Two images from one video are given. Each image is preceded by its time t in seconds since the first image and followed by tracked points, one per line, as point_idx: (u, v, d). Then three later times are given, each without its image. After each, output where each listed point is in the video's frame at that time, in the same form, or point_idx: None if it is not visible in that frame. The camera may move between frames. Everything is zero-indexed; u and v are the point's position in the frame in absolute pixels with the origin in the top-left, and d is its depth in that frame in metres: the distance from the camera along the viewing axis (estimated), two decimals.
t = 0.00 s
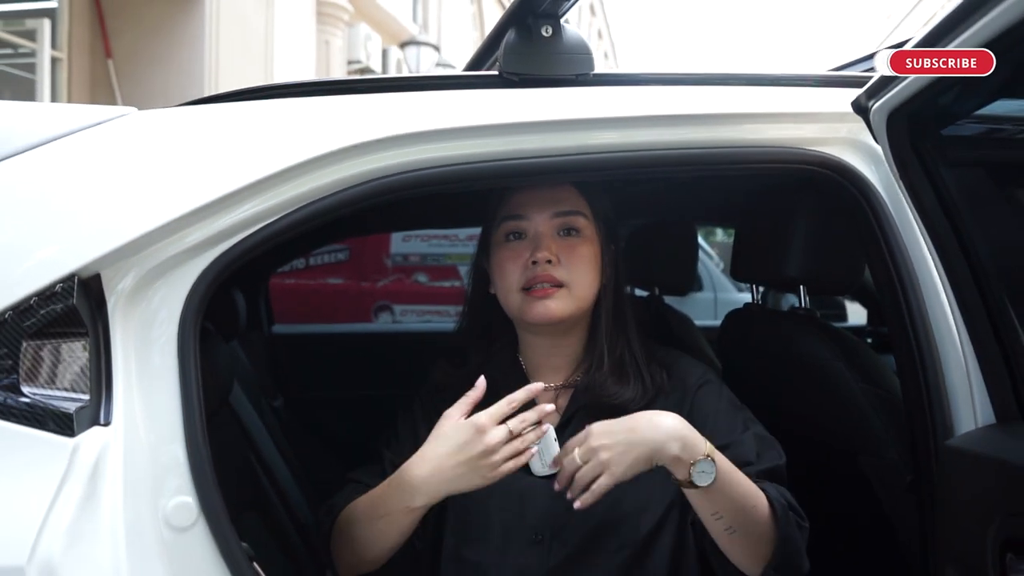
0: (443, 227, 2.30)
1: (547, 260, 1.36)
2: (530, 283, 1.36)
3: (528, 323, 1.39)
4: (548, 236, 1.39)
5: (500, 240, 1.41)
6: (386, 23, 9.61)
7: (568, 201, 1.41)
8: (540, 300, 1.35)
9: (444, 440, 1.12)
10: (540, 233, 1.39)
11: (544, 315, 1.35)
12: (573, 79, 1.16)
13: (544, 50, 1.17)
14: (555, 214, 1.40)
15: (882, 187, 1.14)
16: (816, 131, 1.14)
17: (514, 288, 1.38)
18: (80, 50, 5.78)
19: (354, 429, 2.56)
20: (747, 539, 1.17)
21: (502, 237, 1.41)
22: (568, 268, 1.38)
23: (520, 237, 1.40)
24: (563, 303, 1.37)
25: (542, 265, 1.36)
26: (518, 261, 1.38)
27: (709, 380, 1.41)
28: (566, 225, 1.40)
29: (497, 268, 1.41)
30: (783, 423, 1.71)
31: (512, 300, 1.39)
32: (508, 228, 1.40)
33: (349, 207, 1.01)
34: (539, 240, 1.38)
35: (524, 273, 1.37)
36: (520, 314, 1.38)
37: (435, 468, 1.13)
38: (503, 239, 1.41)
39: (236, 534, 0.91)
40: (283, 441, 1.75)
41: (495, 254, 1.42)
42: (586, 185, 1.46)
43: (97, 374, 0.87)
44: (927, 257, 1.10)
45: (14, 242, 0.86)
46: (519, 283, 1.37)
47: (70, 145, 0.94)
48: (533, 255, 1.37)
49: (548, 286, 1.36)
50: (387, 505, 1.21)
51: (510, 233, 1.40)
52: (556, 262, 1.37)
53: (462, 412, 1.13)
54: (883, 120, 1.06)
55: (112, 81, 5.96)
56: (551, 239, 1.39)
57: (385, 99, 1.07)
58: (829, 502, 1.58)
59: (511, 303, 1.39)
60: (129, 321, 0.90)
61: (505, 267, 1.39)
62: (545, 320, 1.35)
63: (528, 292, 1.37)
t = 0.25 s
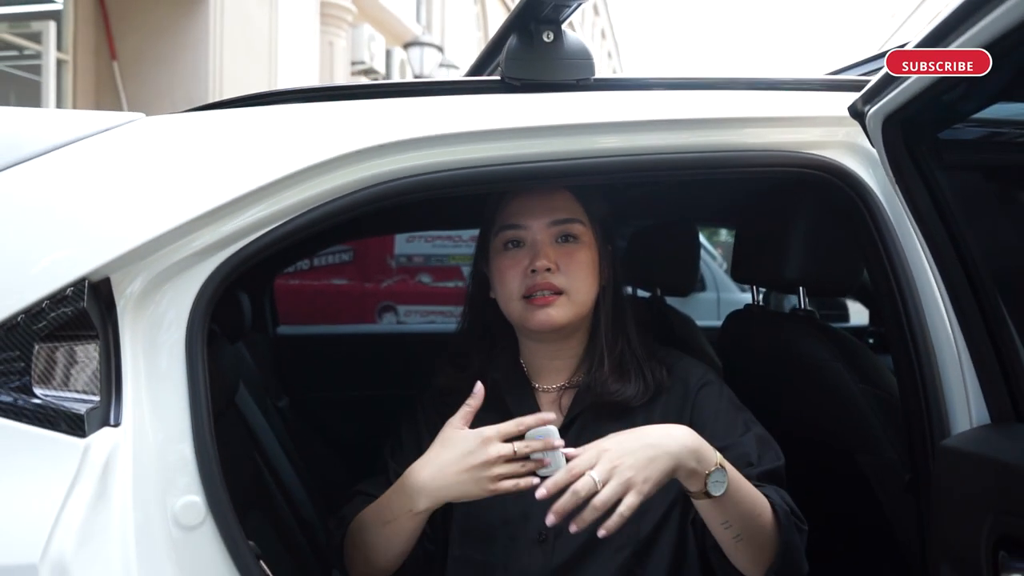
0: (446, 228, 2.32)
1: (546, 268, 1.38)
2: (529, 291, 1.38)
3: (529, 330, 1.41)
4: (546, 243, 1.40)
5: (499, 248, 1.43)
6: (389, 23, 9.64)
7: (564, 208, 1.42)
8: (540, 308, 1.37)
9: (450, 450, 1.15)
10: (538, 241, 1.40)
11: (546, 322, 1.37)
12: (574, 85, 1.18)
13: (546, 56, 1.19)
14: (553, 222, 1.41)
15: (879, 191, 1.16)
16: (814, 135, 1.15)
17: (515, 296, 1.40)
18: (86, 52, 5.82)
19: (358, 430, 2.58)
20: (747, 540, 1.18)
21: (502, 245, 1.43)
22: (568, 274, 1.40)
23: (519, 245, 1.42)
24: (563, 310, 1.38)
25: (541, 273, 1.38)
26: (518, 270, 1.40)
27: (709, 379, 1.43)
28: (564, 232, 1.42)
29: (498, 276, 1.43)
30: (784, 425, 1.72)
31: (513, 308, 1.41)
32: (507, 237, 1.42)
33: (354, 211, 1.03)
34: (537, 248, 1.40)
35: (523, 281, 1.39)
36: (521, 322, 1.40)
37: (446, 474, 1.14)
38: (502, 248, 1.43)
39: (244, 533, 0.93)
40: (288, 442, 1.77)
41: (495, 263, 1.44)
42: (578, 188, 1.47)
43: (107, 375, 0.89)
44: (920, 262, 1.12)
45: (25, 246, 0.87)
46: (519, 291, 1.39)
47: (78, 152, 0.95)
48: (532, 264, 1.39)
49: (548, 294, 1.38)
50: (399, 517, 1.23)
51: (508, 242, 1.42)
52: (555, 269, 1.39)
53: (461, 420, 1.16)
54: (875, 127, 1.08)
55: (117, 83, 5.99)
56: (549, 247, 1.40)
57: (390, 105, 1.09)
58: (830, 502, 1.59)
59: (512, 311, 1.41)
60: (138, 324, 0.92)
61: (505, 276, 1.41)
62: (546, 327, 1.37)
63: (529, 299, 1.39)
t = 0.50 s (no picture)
0: (448, 229, 2.33)
1: (543, 272, 1.39)
2: (526, 294, 1.39)
3: (527, 332, 1.42)
4: (542, 247, 1.42)
5: (497, 251, 1.45)
6: (392, 23, 9.67)
7: (560, 212, 1.44)
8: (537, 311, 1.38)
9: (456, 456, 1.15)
10: (535, 245, 1.42)
11: (543, 325, 1.38)
12: (574, 88, 1.20)
13: (545, 60, 1.20)
14: (550, 226, 1.43)
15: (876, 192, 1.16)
16: (811, 138, 1.16)
17: (512, 300, 1.41)
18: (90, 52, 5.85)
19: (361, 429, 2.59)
20: (740, 550, 1.19)
21: (499, 250, 1.44)
22: (564, 277, 1.41)
23: (516, 249, 1.43)
24: (560, 313, 1.39)
25: (537, 276, 1.39)
26: (514, 274, 1.41)
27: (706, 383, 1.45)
28: (561, 236, 1.43)
29: (495, 280, 1.45)
30: (784, 426, 1.74)
31: (511, 311, 1.42)
32: (504, 241, 1.44)
33: (355, 213, 1.04)
34: (534, 252, 1.41)
35: (520, 285, 1.40)
36: (518, 324, 1.41)
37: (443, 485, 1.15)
38: (499, 251, 1.45)
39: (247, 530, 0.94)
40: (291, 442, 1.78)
41: (493, 267, 1.45)
42: (575, 192, 1.50)
43: (113, 375, 0.90)
44: (915, 264, 1.13)
45: (31, 248, 0.88)
46: (516, 295, 1.40)
47: (88, 154, 0.97)
48: (529, 268, 1.40)
49: (545, 297, 1.39)
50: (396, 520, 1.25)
51: (505, 246, 1.44)
52: (552, 273, 1.40)
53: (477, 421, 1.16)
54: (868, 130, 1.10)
55: (121, 83, 6.01)
56: (545, 251, 1.42)
57: (391, 108, 1.10)
58: (830, 503, 1.61)
59: (509, 314, 1.42)
60: (142, 325, 0.93)
61: (502, 280, 1.42)
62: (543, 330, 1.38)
63: (525, 303, 1.39)
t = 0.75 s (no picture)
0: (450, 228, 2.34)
1: (536, 262, 1.40)
2: (520, 285, 1.41)
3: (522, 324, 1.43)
4: (537, 239, 1.43)
5: (493, 245, 1.46)
6: (395, 22, 9.68)
7: (554, 206, 1.45)
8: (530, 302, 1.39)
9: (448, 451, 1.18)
10: (530, 237, 1.43)
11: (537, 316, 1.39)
12: (573, 90, 1.20)
13: (545, 62, 1.21)
14: (544, 218, 1.44)
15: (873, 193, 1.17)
16: (809, 139, 1.17)
17: (507, 292, 1.42)
18: (93, 51, 5.87)
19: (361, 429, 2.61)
20: (717, 553, 1.21)
21: (495, 241, 1.46)
22: (558, 268, 1.42)
23: (512, 242, 1.45)
24: (553, 304, 1.40)
25: (531, 267, 1.40)
26: (509, 265, 1.43)
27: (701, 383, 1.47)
28: (555, 229, 1.44)
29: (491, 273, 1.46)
30: (784, 425, 1.75)
31: (505, 303, 1.43)
32: (500, 233, 1.45)
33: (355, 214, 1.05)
34: (529, 243, 1.42)
35: (514, 276, 1.41)
36: (513, 317, 1.42)
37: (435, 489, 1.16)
38: (495, 245, 1.46)
39: (247, 529, 0.95)
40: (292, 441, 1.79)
41: (488, 258, 1.47)
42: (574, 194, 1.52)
43: (116, 374, 0.91)
44: (910, 265, 1.14)
45: (36, 248, 0.89)
46: (510, 285, 1.42)
47: (91, 156, 0.98)
48: (523, 258, 1.41)
49: (539, 289, 1.40)
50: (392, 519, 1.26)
51: (501, 239, 1.45)
52: (545, 264, 1.41)
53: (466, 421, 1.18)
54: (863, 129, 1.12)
55: (124, 83, 6.02)
56: (540, 243, 1.42)
57: (391, 110, 1.11)
58: (830, 502, 1.62)
59: (505, 307, 1.44)
60: (144, 325, 0.94)
61: (497, 271, 1.44)
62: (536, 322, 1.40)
63: (520, 295, 1.41)
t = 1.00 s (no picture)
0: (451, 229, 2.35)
1: (535, 268, 1.44)
2: (519, 290, 1.44)
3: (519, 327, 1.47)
4: (536, 244, 1.45)
5: (489, 248, 1.48)
6: (397, 22, 9.69)
7: (553, 210, 1.46)
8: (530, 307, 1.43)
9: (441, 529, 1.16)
10: (528, 243, 1.45)
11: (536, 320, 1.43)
12: (572, 92, 1.21)
13: (543, 64, 1.22)
14: (543, 223, 1.45)
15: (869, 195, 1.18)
16: (807, 141, 1.18)
17: (505, 295, 1.45)
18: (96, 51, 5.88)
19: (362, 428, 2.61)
20: None
21: (492, 245, 1.47)
22: (556, 274, 1.45)
23: (509, 246, 1.47)
24: (553, 309, 1.45)
25: (531, 273, 1.43)
26: (507, 270, 1.45)
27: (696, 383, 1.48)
28: (553, 233, 1.46)
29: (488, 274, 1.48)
30: (782, 426, 1.76)
31: (504, 306, 1.46)
32: (498, 237, 1.47)
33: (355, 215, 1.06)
34: (527, 248, 1.45)
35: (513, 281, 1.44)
36: (511, 319, 1.46)
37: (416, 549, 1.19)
38: (493, 248, 1.48)
39: (247, 525, 0.96)
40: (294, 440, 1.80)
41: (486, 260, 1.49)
42: (573, 195, 1.51)
43: (116, 374, 0.92)
44: (905, 267, 1.15)
45: (38, 248, 0.90)
46: (509, 290, 1.45)
47: (92, 158, 0.99)
48: (522, 263, 1.44)
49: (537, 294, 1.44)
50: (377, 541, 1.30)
51: (499, 243, 1.47)
52: (544, 269, 1.44)
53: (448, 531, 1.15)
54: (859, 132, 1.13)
55: (127, 83, 6.04)
56: (539, 247, 1.45)
57: (390, 111, 1.12)
58: (830, 502, 1.62)
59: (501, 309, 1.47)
60: (145, 325, 0.95)
61: (495, 275, 1.46)
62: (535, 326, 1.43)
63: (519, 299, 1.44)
